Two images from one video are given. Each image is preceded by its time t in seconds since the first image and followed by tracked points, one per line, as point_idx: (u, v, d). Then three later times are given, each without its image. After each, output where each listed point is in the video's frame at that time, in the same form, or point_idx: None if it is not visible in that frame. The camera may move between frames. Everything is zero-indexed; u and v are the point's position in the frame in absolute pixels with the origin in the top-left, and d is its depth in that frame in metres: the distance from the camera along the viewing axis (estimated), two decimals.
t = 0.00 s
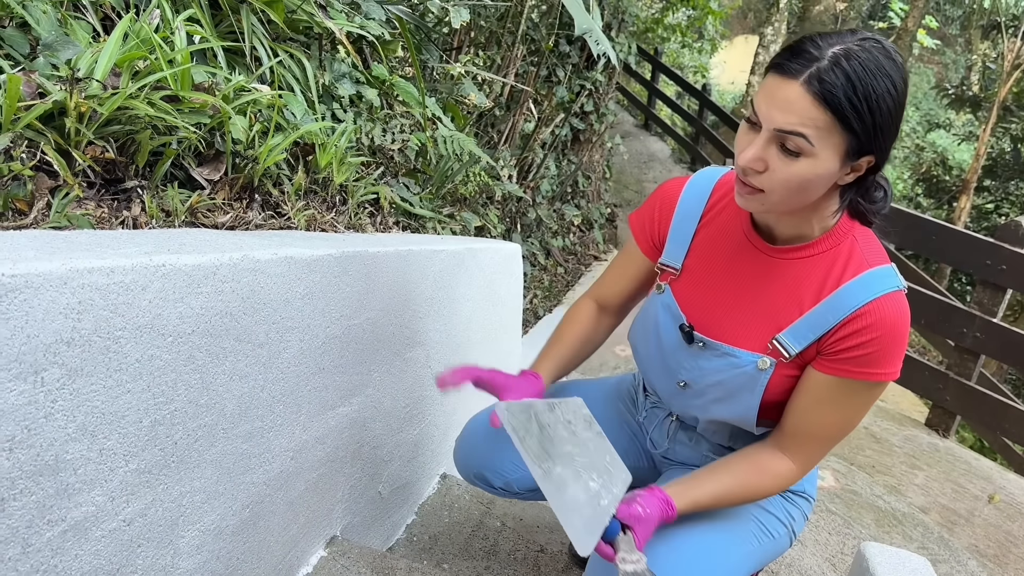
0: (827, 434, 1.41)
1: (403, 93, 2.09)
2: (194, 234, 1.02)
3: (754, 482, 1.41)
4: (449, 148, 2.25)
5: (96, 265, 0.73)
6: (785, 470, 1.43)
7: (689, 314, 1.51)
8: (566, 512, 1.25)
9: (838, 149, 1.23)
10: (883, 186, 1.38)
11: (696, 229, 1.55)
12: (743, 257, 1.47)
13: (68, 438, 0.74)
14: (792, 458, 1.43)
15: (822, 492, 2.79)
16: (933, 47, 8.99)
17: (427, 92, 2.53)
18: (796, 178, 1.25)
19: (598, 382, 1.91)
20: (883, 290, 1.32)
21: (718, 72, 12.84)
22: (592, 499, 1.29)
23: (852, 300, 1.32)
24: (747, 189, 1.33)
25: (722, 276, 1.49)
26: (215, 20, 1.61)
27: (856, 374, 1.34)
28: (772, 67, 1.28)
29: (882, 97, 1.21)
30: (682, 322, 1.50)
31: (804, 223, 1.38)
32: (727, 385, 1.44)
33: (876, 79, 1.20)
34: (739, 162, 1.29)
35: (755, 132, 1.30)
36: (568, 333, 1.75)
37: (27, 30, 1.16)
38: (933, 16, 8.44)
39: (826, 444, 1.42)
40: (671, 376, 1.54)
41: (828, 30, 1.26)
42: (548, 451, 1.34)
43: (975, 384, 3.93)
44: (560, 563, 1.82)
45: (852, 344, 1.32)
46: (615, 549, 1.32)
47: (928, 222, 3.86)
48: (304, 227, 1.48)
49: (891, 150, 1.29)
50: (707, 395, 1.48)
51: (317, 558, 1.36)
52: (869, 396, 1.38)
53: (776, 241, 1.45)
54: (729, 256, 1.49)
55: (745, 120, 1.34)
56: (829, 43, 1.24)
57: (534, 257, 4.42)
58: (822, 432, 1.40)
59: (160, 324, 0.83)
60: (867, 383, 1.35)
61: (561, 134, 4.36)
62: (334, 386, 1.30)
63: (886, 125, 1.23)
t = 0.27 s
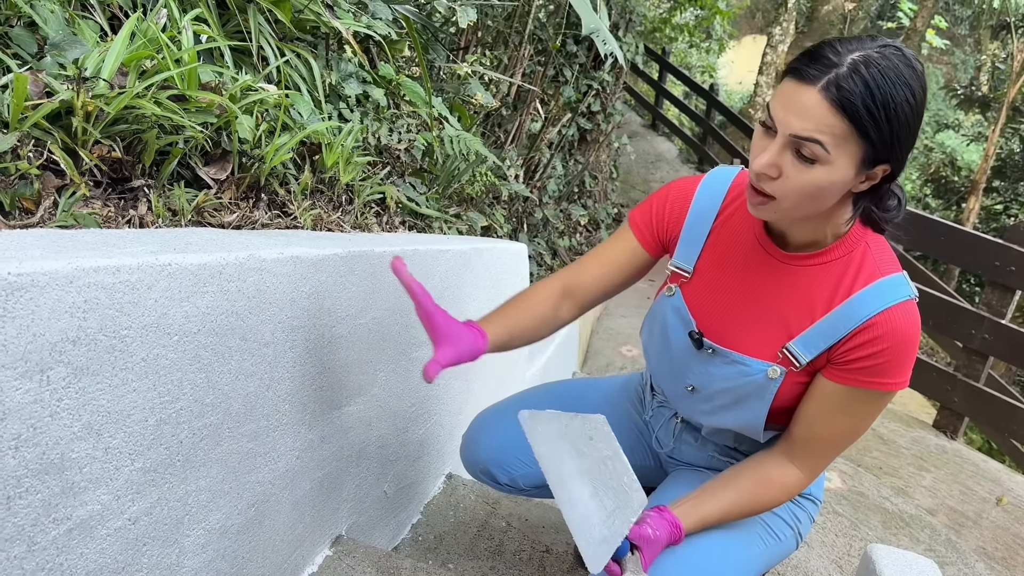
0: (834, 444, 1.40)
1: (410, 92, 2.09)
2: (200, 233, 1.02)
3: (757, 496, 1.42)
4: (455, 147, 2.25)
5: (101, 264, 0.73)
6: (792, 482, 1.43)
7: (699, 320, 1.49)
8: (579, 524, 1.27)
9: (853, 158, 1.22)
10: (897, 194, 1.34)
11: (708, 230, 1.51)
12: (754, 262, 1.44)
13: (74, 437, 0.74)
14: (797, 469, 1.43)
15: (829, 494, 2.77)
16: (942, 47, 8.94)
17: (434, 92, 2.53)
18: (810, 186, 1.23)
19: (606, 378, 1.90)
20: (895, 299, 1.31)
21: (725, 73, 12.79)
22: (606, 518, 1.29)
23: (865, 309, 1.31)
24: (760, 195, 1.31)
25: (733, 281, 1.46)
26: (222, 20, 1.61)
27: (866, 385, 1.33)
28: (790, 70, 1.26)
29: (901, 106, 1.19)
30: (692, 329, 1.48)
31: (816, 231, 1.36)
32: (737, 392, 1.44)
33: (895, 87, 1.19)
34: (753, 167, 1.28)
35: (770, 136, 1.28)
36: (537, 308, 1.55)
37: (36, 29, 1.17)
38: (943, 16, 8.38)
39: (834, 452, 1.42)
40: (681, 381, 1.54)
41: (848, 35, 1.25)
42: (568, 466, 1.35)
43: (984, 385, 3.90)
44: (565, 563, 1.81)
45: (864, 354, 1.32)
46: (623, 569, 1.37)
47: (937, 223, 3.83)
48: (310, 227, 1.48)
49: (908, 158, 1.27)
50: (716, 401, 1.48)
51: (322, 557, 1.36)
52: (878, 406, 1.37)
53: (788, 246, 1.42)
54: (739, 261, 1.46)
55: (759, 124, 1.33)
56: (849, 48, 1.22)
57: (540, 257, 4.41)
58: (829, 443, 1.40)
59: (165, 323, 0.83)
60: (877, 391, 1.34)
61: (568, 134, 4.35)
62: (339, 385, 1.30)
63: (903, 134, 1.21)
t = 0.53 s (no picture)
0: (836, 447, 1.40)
1: (414, 92, 2.08)
2: (201, 232, 1.01)
3: (759, 502, 1.42)
4: (459, 147, 2.25)
5: (101, 263, 0.73)
6: (791, 487, 1.42)
7: (707, 322, 1.47)
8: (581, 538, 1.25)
9: (866, 161, 1.21)
10: (907, 198, 1.36)
11: (717, 232, 1.49)
12: (763, 263, 1.43)
13: (74, 436, 0.74)
14: (799, 474, 1.42)
15: (834, 495, 2.76)
16: (950, 47, 8.89)
17: (438, 91, 2.53)
18: (822, 190, 1.22)
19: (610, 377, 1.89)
20: (906, 300, 1.30)
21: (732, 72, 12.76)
22: (613, 534, 1.28)
23: (877, 310, 1.30)
24: (770, 199, 1.30)
25: (742, 283, 1.45)
26: (226, 19, 1.61)
27: (877, 385, 1.33)
28: (800, 74, 1.25)
29: (914, 109, 1.19)
30: (700, 332, 1.47)
31: (827, 231, 1.35)
32: (747, 393, 1.43)
33: (908, 91, 1.18)
34: (763, 171, 1.26)
35: (780, 140, 1.27)
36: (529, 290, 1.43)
37: (39, 29, 1.17)
38: (951, 16, 8.34)
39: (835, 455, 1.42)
40: (690, 383, 1.53)
41: (858, 38, 1.24)
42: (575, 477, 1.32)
43: (990, 386, 3.88)
44: (568, 563, 1.81)
45: (875, 356, 1.31)
46: None
47: (943, 223, 3.81)
48: (313, 226, 1.48)
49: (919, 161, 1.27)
50: (726, 402, 1.47)
51: (324, 557, 1.35)
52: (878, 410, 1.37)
53: (797, 247, 1.41)
54: (748, 262, 1.45)
55: (768, 127, 1.31)
56: (860, 52, 1.21)
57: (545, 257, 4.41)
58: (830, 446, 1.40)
59: (166, 322, 0.83)
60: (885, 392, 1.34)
61: (573, 134, 4.34)
62: (341, 384, 1.30)
63: (915, 138, 1.21)
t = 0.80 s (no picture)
0: (839, 453, 1.40)
1: (418, 92, 2.08)
2: (205, 232, 1.01)
3: (761, 506, 1.41)
4: (463, 147, 2.24)
5: (104, 262, 0.73)
6: (791, 493, 1.41)
7: (715, 325, 1.47)
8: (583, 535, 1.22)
9: (870, 168, 1.20)
10: (919, 199, 1.34)
11: (725, 234, 1.48)
12: (772, 265, 1.42)
13: (77, 435, 0.74)
14: (801, 479, 1.41)
15: (839, 496, 2.75)
16: (957, 46, 8.85)
17: (442, 91, 2.52)
18: (826, 199, 1.22)
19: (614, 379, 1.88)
20: (916, 304, 1.29)
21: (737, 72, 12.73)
22: (614, 534, 1.27)
23: (886, 314, 1.30)
24: (776, 206, 1.29)
25: (750, 285, 1.44)
26: (231, 19, 1.62)
27: (885, 389, 1.32)
28: (801, 82, 1.25)
29: (917, 115, 1.18)
30: (708, 335, 1.47)
31: (836, 235, 1.34)
32: (756, 396, 1.43)
33: (910, 97, 1.17)
34: (767, 181, 1.26)
35: (782, 149, 1.26)
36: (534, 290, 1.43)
37: (44, 29, 1.17)
38: (958, 15, 8.30)
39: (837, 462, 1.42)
40: (698, 385, 1.52)
41: (859, 45, 1.23)
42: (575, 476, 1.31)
43: (997, 387, 3.86)
44: (572, 564, 1.80)
45: (884, 360, 1.30)
46: None
47: (955, 225, 3.75)
48: (317, 226, 1.48)
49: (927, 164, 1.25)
50: (734, 405, 1.47)
51: (328, 557, 1.35)
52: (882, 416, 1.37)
53: (806, 250, 1.41)
54: (757, 264, 1.44)
55: (772, 137, 1.31)
56: (860, 59, 1.21)
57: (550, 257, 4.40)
58: (834, 451, 1.39)
59: (169, 321, 0.83)
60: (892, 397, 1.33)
61: (578, 134, 4.34)
62: (345, 384, 1.30)
63: (920, 143, 1.20)
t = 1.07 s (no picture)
0: (844, 457, 1.39)
1: (421, 92, 2.09)
2: (206, 231, 1.01)
3: (764, 509, 1.40)
4: (467, 147, 2.24)
5: (106, 261, 0.73)
6: (792, 498, 1.41)
7: (720, 328, 1.47)
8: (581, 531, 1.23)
9: (876, 168, 1.20)
10: (928, 203, 1.33)
11: (729, 237, 1.48)
12: (778, 268, 1.42)
13: (78, 434, 0.74)
14: (805, 483, 1.41)
15: (843, 496, 2.74)
16: (962, 46, 8.82)
17: (445, 91, 2.52)
18: (832, 199, 1.21)
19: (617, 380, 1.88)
20: (923, 309, 1.28)
21: (742, 72, 12.71)
22: (613, 529, 1.27)
23: (892, 319, 1.28)
24: (783, 207, 1.29)
25: (755, 288, 1.44)
26: (233, 19, 1.62)
27: (891, 395, 1.31)
28: (808, 81, 1.24)
29: (925, 115, 1.17)
30: (712, 339, 1.46)
31: (842, 237, 1.33)
32: (760, 401, 1.42)
33: (918, 97, 1.16)
34: (774, 180, 1.25)
35: (789, 149, 1.26)
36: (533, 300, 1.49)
37: (47, 29, 1.18)
38: (963, 15, 8.27)
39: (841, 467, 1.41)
40: (703, 388, 1.52)
41: (866, 44, 1.23)
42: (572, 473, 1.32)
43: (1002, 388, 3.84)
44: (574, 564, 1.80)
45: (890, 365, 1.29)
46: None
47: (962, 225, 3.73)
48: (319, 226, 1.48)
49: (935, 166, 1.24)
50: (738, 409, 1.46)
51: (330, 556, 1.35)
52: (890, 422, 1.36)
53: (812, 253, 1.40)
54: (762, 266, 1.43)
55: (779, 136, 1.30)
56: (868, 58, 1.20)
57: (553, 257, 4.40)
58: (838, 455, 1.39)
59: (171, 321, 0.83)
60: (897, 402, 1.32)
61: (581, 134, 4.33)
62: (348, 384, 1.30)
63: (927, 144, 1.19)
